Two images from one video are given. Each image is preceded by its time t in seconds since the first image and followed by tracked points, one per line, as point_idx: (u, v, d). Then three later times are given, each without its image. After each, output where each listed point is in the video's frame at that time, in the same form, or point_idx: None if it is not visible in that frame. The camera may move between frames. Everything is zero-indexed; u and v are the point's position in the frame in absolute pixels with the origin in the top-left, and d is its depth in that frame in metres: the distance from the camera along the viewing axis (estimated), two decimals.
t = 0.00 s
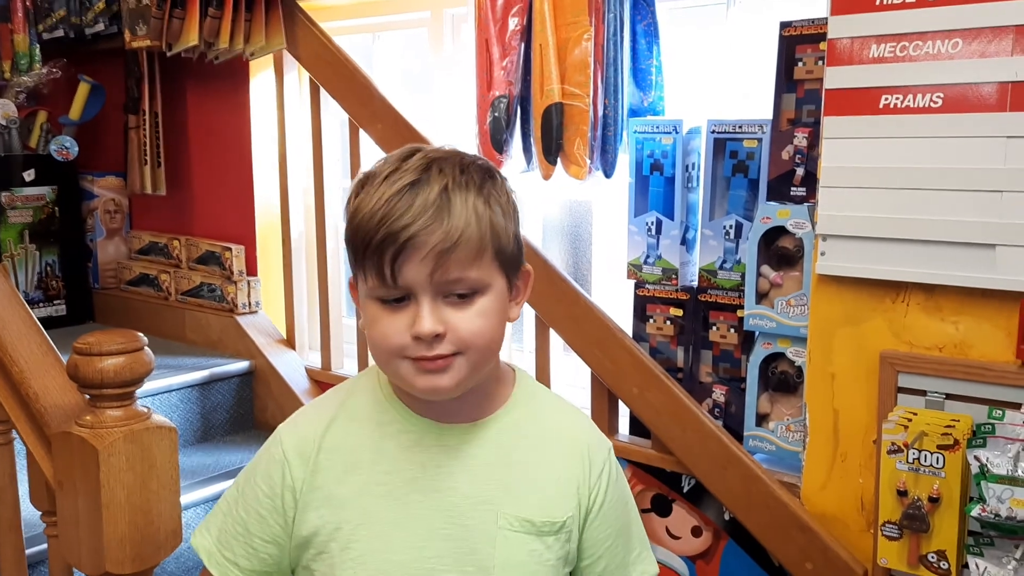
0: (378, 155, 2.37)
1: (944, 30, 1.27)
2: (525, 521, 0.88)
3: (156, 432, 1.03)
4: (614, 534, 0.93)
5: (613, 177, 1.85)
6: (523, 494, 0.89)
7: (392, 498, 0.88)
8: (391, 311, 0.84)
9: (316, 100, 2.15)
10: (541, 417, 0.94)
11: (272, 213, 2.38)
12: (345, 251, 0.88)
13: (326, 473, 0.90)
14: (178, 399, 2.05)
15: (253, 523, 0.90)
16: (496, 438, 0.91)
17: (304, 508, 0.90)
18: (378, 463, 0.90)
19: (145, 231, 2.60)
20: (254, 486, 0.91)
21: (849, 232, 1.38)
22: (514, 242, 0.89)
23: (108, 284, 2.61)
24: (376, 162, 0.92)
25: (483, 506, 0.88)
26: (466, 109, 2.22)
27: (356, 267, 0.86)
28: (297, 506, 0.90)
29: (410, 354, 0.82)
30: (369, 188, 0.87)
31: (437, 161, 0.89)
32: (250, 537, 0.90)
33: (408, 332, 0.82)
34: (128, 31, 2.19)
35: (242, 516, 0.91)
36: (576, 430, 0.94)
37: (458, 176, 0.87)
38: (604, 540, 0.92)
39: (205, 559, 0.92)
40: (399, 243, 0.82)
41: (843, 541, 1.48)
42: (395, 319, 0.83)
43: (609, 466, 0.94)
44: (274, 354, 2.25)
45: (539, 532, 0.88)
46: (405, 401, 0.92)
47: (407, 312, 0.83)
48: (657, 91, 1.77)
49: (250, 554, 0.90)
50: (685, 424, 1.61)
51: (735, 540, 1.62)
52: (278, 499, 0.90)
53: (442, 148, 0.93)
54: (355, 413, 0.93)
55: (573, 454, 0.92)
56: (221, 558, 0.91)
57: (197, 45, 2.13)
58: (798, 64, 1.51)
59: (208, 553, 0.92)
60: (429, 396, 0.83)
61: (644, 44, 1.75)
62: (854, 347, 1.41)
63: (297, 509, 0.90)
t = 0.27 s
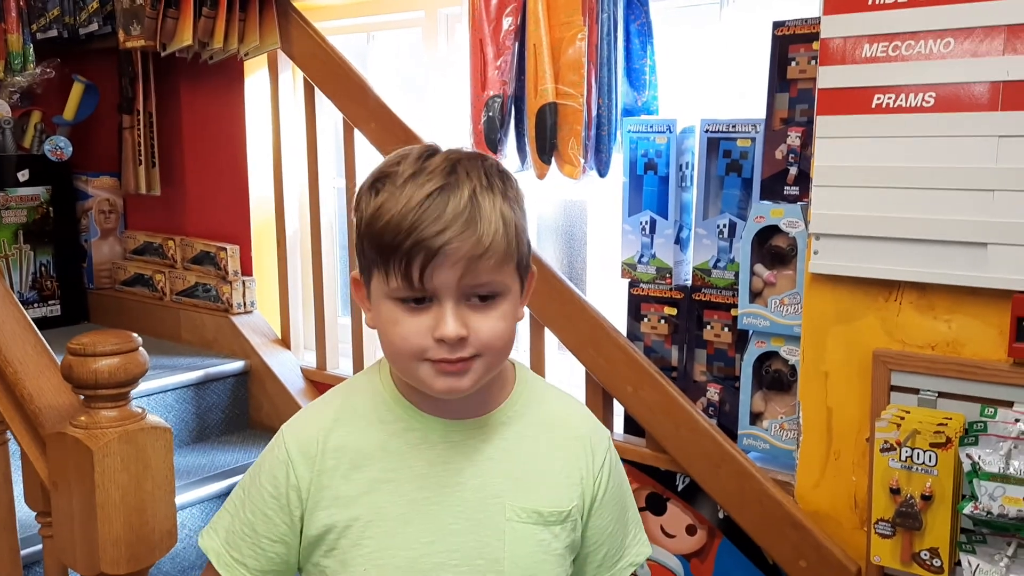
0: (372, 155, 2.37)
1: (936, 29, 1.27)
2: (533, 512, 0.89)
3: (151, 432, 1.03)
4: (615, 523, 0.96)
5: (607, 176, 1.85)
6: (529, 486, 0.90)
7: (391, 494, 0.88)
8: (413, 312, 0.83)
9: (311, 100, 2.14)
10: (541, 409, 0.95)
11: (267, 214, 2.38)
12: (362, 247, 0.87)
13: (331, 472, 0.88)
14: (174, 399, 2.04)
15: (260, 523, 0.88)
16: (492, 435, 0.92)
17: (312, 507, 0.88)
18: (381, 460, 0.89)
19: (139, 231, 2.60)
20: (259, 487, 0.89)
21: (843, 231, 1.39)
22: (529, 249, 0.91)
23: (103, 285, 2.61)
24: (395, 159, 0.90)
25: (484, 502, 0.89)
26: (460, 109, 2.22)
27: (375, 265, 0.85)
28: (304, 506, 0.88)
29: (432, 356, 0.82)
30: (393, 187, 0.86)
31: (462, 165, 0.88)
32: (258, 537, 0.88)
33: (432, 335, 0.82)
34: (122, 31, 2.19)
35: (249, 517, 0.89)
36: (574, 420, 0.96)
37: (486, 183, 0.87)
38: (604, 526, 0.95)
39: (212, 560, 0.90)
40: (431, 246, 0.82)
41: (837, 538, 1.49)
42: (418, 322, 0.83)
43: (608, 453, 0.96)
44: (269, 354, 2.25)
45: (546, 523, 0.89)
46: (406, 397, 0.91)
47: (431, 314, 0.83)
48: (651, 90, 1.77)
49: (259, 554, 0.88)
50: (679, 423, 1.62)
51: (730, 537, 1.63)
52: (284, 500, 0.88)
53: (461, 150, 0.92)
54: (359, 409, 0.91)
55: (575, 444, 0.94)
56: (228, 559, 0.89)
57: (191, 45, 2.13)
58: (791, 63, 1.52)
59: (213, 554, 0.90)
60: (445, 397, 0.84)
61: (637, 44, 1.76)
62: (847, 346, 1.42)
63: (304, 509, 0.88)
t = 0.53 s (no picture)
0: (367, 158, 2.38)
1: (927, 33, 1.28)
2: (517, 511, 0.89)
3: (144, 435, 1.04)
4: (604, 524, 0.94)
5: (601, 179, 1.86)
6: (514, 484, 0.90)
7: (381, 494, 0.89)
8: (407, 311, 0.84)
9: (306, 103, 2.15)
10: (531, 410, 0.95)
11: (262, 217, 2.38)
12: (360, 246, 0.87)
13: (323, 470, 0.89)
14: (169, 402, 2.05)
15: (251, 520, 0.89)
16: (483, 434, 0.92)
17: (303, 503, 0.89)
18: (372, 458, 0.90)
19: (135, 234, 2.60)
20: (251, 484, 0.89)
21: (835, 233, 1.39)
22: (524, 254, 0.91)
23: (98, 288, 2.61)
24: (396, 160, 0.91)
25: (468, 499, 0.89)
26: (455, 113, 2.23)
27: (373, 263, 0.86)
28: (296, 502, 0.89)
29: (425, 355, 0.83)
30: (393, 188, 0.87)
31: (463, 169, 0.89)
32: (249, 533, 0.89)
33: (426, 334, 0.83)
34: (117, 34, 2.19)
35: (240, 513, 0.89)
36: (562, 421, 0.95)
37: (485, 187, 0.88)
38: (593, 528, 0.93)
39: (203, 556, 0.90)
40: (429, 246, 0.82)
41: (831, 539, 1.49)
42: (413, 321, 0.83)
43: (596, 454, 0.95)
44: (264, 356, 2.25)
45: (531, 522, 0.89)
46: (398, 396, 0.92)
47: (426, 314, 0.83)
48: (645, 93, 1.79)
49: (249, 550, 0.89)
50: (674, 425, 1.62)
51: (724, 539, 1.63)
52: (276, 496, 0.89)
53: (461, 154, 0.93)
54: (351, 408, 0.92)
55: (560, 444, 0.93)
56: (218, 555, 0.90)
57: (187, 48, 2.15)
58: (783, 67, 1.52)
59: (204, 550, 0.90)
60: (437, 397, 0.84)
61: (631, 47, 1.76)
62: (840, 347, 1.42)
63: (295, 505, 0.89)
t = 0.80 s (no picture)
0: (365, 161, 2.38)
1: (923, 36, 1.28)
2: (506, 506, 0.92)
3: (141, 438, 1.04)
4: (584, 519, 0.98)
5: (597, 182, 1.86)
6: (502, 481, 0.93)
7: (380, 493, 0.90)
8: (398, 315, 0.87)
9: (304, 107, 2.15)
10: (516, 409, 0.99)
11: (260, 220, 2.38)
12: (350, 252, 0.89)
13: (313, 462, 0.91)
14: (166, 405, 2.05)
15: (240, 514, 0.89)
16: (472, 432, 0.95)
17: (294, 496, 0.90)
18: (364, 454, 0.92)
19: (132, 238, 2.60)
20: (239, 477, 0.90)
21: (832, 236, 1.39)
22: (508, 251, 0.95)
23: (95, 291, 2.60)
24: (381, 164, 0.92)
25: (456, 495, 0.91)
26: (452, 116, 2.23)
27: (363, 269, 0.88)
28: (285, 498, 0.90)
29: (418, 358, 0.86)
30: (382, 194, 0.88)
31: (449, 172, 0.91)
32: (237, 530, 0.89)
33: (419, 339, 0.86)
34: (115, 38, 2.19)
35: (227, 510, 0.89)
36: (546, 419, 0.99)
37: (471, 191, 0.90)
38: (577, 523, 0.97)
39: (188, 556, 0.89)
40: (420, 255, 0.85)
41: (829, 542, 1.49)
42: (405, 325, 0.87)
43: (578, 451, 0.99)
44: (262, 360, 2.25)
45: (519, 516, 0.92)
46: (389, 395, 0.94)
47: (417, 318, 0.86)
48: (641, 97, 1.79)
49: (237, 547, 0.89)
50: (671, 425, 1.62)
51: (722, 541, 1.64)
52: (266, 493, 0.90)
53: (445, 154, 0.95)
54: (338, 403, 0.95)
55: (545, 441, 0.97)
56: (205, 554, 0.89)
57: (184, 52, 2.16)
58: (780, 70, 1.53)
59: (189, 550, 0.90)
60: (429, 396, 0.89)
61: (628, 50, 1.78)
62: (837, 349, 1.42)
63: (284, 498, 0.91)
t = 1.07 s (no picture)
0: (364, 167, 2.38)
1: (920, 44, 1.29)
2: (482, 494, 0.97)
3: (140, 443, 1.04)
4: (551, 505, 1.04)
5: (596, 188, 1.86)
6: (477, 470, 0.98)
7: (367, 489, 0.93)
8: (363, 310, 0.91)
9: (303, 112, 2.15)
10: (484, 401, 1.03)
11: (258, 226, 2.39)
12: (310, 254, 0.94)
13: (283, 458, 0.95)
14: (163, 410, 2.05)
15: (215, 513, 0.93)
16: (445, 426, 0.99)
17: (265, 489, 0.94)
18: (343, 450, 0.95)
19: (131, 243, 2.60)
20: (212, 477, 0.94)
21: (830, 243, 1.39)
22: (461, 237, 1.00)
23: (93, 296, 2.60)
24: (327, 167, 0.98)
25: (434, 484, 0.96)
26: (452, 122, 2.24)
27: (324, 269, 0.93)
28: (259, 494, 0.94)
29: (387, 348, 0.91)
30: (332, 194, 0.94)
31: (392, 166, 0.96)
32: (211, 525, 0.93)
33: (384, 329, 0.90)
34: (115, 44, 2.19)
35: (201, 507, 0.93)
36: (515, 410, 1.04)
37: (416, 181, 0.95)
38: (545, 509, 1.03)
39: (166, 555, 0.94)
40: (377, 246, 0.90)
41: (826, 549, 1.49)
42: (369, 318, 0.91)
43: (545, 441, 1.04)
44: (260, 365, 2.25)
45: (492, 504, 0.97)
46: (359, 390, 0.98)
47: (381, 310, 0.91)
48: (641, 103, 1.79)
49: (213, 541, 0.93)
50: (667, 432, 1.62)
51: (720, 548, 1.63)
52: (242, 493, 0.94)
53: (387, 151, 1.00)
54: (307, 398, 0.98)
55: (515, 431, 1.02)
56: (183, 552, 0.93)
57: (184, 58, 2.17)
58: (778, 77, 1.53)
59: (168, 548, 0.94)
60: (403, 384, 0.93)
61: (627, 57, 1.78)
62: (834, 356, 1.43)
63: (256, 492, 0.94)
